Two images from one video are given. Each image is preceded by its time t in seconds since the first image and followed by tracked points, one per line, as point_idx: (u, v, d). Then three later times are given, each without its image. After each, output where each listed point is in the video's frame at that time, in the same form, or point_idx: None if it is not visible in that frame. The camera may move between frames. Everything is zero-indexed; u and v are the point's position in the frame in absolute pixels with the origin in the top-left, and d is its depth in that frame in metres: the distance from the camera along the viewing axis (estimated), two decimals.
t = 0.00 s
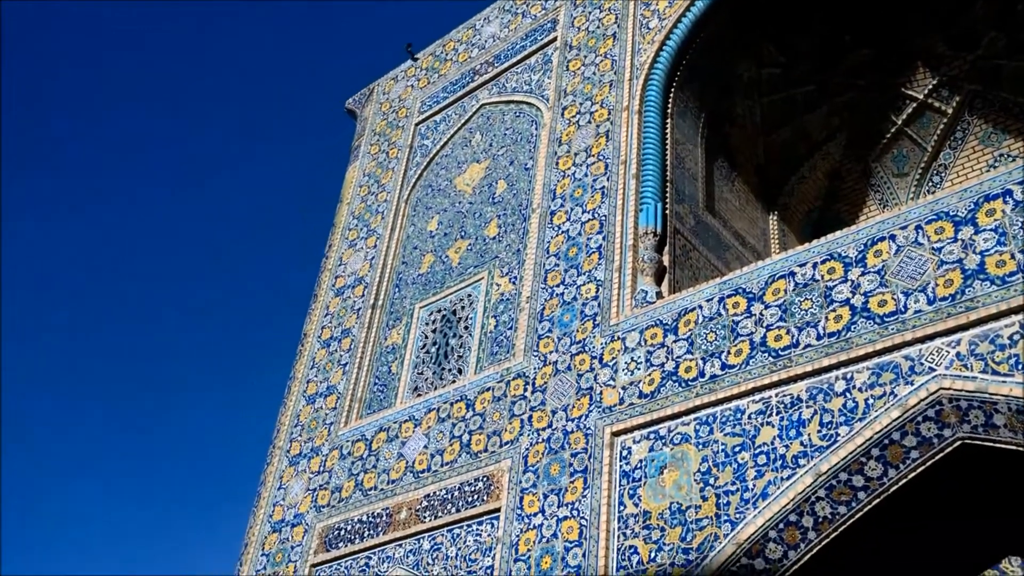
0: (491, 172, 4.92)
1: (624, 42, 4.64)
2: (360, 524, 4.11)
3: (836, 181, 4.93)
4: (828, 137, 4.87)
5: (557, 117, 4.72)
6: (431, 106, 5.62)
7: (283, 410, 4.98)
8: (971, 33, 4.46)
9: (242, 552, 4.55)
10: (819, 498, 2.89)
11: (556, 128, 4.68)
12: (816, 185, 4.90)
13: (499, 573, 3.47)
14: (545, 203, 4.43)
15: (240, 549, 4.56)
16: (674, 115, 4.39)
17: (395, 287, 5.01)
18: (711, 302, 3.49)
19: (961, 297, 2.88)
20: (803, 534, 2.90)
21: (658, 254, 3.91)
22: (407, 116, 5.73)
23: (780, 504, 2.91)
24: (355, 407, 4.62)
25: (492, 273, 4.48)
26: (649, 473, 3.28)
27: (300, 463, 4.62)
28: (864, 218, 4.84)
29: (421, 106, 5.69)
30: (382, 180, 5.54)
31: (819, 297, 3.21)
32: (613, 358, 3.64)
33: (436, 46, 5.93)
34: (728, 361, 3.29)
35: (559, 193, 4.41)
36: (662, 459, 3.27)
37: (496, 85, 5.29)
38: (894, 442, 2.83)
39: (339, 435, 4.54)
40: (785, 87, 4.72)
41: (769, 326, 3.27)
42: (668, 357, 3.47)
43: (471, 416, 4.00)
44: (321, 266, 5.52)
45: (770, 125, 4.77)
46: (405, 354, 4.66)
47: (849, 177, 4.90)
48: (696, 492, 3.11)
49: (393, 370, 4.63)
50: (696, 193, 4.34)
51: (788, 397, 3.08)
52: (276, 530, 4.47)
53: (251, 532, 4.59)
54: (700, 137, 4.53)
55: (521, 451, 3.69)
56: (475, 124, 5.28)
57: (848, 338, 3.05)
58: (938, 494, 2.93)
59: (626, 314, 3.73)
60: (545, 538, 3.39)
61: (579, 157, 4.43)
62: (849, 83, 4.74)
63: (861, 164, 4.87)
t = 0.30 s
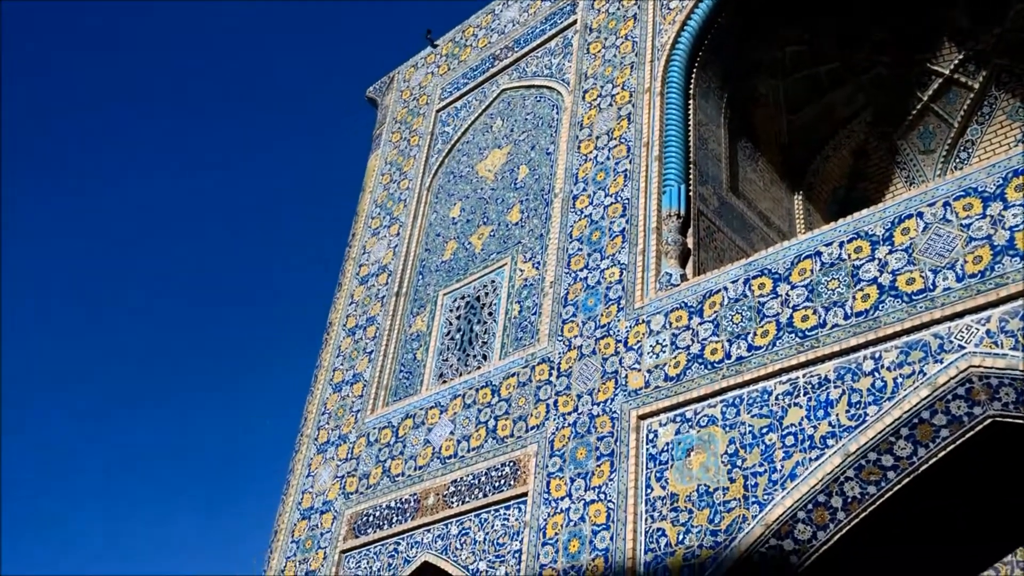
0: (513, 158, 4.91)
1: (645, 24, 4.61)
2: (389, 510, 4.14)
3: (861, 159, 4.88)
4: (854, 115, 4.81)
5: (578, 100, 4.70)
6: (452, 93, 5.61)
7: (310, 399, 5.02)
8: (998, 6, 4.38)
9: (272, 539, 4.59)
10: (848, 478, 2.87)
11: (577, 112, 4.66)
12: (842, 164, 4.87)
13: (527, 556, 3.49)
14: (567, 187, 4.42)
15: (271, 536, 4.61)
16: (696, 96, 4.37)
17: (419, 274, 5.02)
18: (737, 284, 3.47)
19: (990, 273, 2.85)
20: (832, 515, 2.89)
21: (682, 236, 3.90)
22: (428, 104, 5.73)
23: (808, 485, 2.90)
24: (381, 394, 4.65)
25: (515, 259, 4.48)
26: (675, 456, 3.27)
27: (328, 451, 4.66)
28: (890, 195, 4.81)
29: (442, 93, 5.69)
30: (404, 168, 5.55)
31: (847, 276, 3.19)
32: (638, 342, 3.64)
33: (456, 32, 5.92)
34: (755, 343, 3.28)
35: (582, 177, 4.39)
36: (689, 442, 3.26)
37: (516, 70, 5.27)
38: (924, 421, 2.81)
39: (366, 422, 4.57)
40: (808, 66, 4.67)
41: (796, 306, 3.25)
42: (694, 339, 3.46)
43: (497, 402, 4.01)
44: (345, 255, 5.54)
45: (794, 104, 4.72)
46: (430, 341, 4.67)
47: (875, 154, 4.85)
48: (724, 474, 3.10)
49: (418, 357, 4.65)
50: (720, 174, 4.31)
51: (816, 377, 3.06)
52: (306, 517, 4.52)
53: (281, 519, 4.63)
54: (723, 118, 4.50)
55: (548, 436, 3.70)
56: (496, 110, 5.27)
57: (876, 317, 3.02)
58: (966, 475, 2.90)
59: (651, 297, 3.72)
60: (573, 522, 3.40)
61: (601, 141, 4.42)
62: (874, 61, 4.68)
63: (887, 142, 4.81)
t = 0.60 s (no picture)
0: (527, 146, 4.90)
1: (658, 9, 4.58)
2: (406, 499, 4.15)
3: (879, 142, 4.81)
4: (871, 99, 4.77)
5: (592, 87, 4.68)
6: (465, 81, 5.60)
7: (327, 389, 5.03)
8: None
9: (291, 529, 4.62)
10: (867, 464, 2.86)
11: (591, 99, 4.64)
12: (860, 147, 4.80)
13: (545, 544, 3.49)
14: (581, 175, 4.41)
15: (290, 525, 4.63)
16: (711, 81, 4.34)
17: (434, 263, 5.02)
18: (753, 270, 3.45)
19: (1011, 256, 2.82)
20: (851, 500, 2.88)
21: (697, 222, 3.87)
22: (441, 92, 5.72)
23: (827, 471, 2.88)
24: (397, 384, 4.66)
25: (530, 247, 4.47)
26: (693, 443, 3.26)
27: (345, 441, 4.67)
28: (908, 178, 4.74)
29: (455, 82, 5.68)
30: (418, 158, 5.55)
31: (864, 261, 3.16)
32: (654, 329, 3.63)
33: (468, 20, 5.90)
34: (772, 329, 3.26)
35: (596, 164, 4.38)
36: (706, 429, 3.25)
37: (529, 58, 5.25)
38: (943, 406, 2.79)
39: (383, 412, 4.58)
40: (824, 49, 4.62)
41: (813, 292, 3.23)
42: (710, 326, 3.45)
43: (513, 390, 4.01)
44: (360, 245, 5.55)
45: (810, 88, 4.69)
46: (445, 331, 4.68)
47: (893, 138, 4.80)
48: (742, 461, 3.09)
49: (434, 346, 4.66)
50: (735, 160, 4.28)
51: (834, 363, 3.04)
52: (324, 506, 4.54)
53: (300, 508, 4.66)
54: (738, 103, 4.47)
55: (564, 424, 3.70)
56: (509, 98, 5.25)
57: (895, 302, 3.00)
58: (986, 460, 2.88)
59: (666, 284, 3.70)
60: (590, 509, 3.40)
61: (615, 128, 4.39)
62: (889, 44, 4.65)
63: (905, 125, 4.75)
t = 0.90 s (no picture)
0: (545, 134, 4.89)
1: None
2: (430, 488, 4.17)
3: (900, 125, 4.78)
4: (891, 82, 4.73)
5: (609, 74, 4.66)
6: (482, 70, 5.59)
7: (349, 379, 5.06)
8: None
9: (317, 519, 4.66)
10: (893, 448, 2.84)
11: (608, 85, 4.62)
12: (881, 130, 4.77)
13: (569, 532, 3.50)
14: (600, 162, 4.39)
15: (315, 516, 4.67)
16: (730, 65, 4.31)
17: (453, 253, 5.03)
18: (775, 255, 3.43)
19: None
20: (877, 485, 2.86)
21: (718, 208, 3.86)
22: (458, 82, 5.71)
23: (853, 456, 2.87)
24: (419, 374, 4.67)
25: (549, 236, 4.47)
26: (716, 429, 3.25)
27: (368, 431, 4.70)
28: (930, 161, 4.72)
29: (471, 71, 5.67)
30: (435, 148, 5.55)
31: (888, 244, 3.14)
32: (675, 316, 3.62)
33: (484, 9, 5.89)
34: (795, 314, 3.24)
35: (614, 151, 4.36)
36: (729, 415, 3.24)
37: (545, 45, 5.24)
38: (970, 389, 2.77)
39: (405, 402, 4.60)
40: (844, 32, 4.60)
41: (836, 276, 3.21)
42: (732, 312, 3.43)
43: (535, 379, 4.01)
44: (379, 236, 5.56)
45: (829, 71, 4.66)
46: (466, 321, 4.68)
47: (914, 121, 4.75)
48: (766, 447, 3.08)
49: (455, 336, 4.67)
50: (755, 144, 4.26)
51: (858, 347, 3.03)
52: (348, 496, 4.57)
53: (325, 498, 4.69)
54: (757, 87, 4.44)
55: (586, 412, 3.70)
56: (527, 86, 5.24)
57: (919, 285, 2.97)
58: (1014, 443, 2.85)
59: (687, 270, 3.69)
60: (614, 497, 3.40)
61: (633, 114, 4.38)
62: (910, 25, 4.61)
63: (927, 108, 4.71)
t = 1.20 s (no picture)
0: (558, 122, 4.88)
1: None
2: (446, 477, 4.19)
3: (917, 109, 4.74)
4: (908, 65, 4.69)
5: (622, 60, 4.64)
6: (494, 59, 5.58)
7: (365, 369, 5.08)
8: None
9: (334, 508, 4.68)
10: (912, 433, 2.83)
11: (622, 72, 4.60)
12: (897, 113, 4.73)
13: (586, 519, 3.50)
14: (614, 149, 4.38)
15: (332, 505, 4.69)
16: (744, 50, 4.29)
17: (468, 243, 5.03)
18: (792, 240, 3.42)
19: None
20: (896, 470, 2.85)
21: (733, 194, 3.84)
22: (470, 71, 5.70)
23: (871, 441, 2.86)
24: (434, 363, 4.68)
25: (563, 224, 4.46)
26: (733, 416, 3.24)
27: (384, 421, 4.71)
28: (947, 144, 4.65)
29: (484, 60, 5.66)
30: (449, 137, 5.54)
31: (905, 228, 3.12)
32: (691, 303, 3.61)
33: None
34: (812, 299, 3.23)
35: (628, 138, 4.35)
36: (746, 402, 3.23)
37: (558, 33, 5.22)
38: (988, 372, 2.75)
39: (421, 391, 4.61)
40: (859, 15, 4.58)
41: (853, 261, 3.19)
42: (749, 298, 3.42)
43: (550, 367, 4.01)
44: (393, 227, 5.57)
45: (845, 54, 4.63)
46: (481, 310, 4.68)
47: (931, 104, 4.71)
48: (783, 433, 3.08)
49: (470, 326, 4.67)
50: (771, 129, 4.24)
51: (876, 332, 3.02)
52: (365, 485, 4.59)
53: (342, 488, 4.72)
54: (772, 72, 4.41)
55: (602, 400, 3.70)
56: (539, 74, 5.22)
57: (937, 269, 2.95)
58: None
59: (703, 257, 3.68)
60: (630, 484, 3.40)
61: (647, 101, 4.36)
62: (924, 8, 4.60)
63: (944, 90, 4.66)
